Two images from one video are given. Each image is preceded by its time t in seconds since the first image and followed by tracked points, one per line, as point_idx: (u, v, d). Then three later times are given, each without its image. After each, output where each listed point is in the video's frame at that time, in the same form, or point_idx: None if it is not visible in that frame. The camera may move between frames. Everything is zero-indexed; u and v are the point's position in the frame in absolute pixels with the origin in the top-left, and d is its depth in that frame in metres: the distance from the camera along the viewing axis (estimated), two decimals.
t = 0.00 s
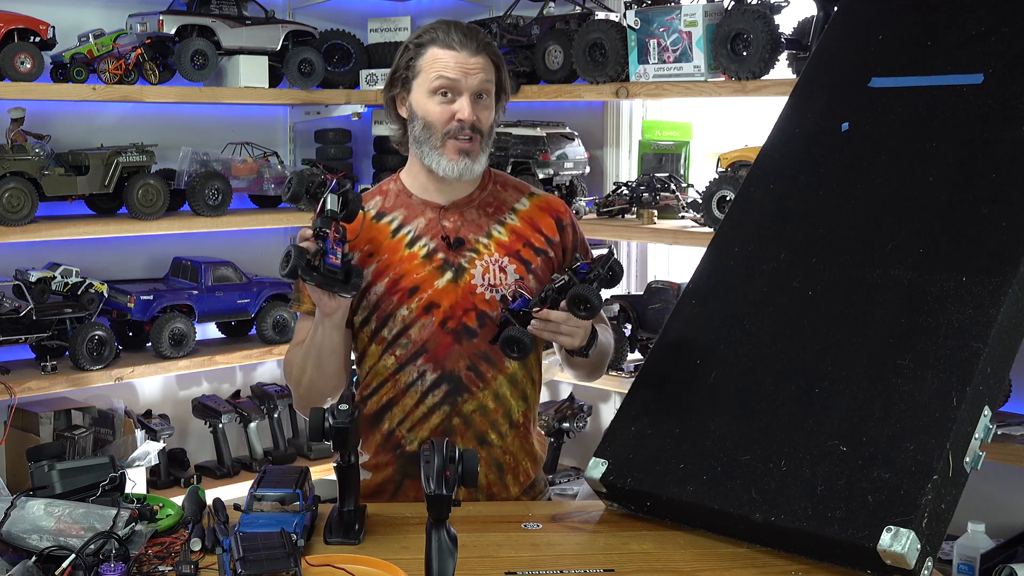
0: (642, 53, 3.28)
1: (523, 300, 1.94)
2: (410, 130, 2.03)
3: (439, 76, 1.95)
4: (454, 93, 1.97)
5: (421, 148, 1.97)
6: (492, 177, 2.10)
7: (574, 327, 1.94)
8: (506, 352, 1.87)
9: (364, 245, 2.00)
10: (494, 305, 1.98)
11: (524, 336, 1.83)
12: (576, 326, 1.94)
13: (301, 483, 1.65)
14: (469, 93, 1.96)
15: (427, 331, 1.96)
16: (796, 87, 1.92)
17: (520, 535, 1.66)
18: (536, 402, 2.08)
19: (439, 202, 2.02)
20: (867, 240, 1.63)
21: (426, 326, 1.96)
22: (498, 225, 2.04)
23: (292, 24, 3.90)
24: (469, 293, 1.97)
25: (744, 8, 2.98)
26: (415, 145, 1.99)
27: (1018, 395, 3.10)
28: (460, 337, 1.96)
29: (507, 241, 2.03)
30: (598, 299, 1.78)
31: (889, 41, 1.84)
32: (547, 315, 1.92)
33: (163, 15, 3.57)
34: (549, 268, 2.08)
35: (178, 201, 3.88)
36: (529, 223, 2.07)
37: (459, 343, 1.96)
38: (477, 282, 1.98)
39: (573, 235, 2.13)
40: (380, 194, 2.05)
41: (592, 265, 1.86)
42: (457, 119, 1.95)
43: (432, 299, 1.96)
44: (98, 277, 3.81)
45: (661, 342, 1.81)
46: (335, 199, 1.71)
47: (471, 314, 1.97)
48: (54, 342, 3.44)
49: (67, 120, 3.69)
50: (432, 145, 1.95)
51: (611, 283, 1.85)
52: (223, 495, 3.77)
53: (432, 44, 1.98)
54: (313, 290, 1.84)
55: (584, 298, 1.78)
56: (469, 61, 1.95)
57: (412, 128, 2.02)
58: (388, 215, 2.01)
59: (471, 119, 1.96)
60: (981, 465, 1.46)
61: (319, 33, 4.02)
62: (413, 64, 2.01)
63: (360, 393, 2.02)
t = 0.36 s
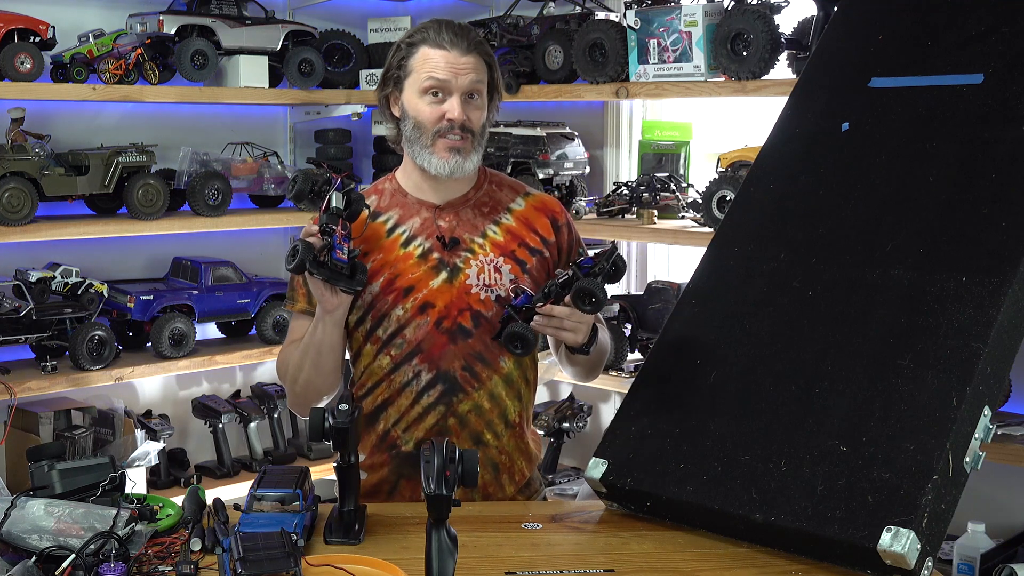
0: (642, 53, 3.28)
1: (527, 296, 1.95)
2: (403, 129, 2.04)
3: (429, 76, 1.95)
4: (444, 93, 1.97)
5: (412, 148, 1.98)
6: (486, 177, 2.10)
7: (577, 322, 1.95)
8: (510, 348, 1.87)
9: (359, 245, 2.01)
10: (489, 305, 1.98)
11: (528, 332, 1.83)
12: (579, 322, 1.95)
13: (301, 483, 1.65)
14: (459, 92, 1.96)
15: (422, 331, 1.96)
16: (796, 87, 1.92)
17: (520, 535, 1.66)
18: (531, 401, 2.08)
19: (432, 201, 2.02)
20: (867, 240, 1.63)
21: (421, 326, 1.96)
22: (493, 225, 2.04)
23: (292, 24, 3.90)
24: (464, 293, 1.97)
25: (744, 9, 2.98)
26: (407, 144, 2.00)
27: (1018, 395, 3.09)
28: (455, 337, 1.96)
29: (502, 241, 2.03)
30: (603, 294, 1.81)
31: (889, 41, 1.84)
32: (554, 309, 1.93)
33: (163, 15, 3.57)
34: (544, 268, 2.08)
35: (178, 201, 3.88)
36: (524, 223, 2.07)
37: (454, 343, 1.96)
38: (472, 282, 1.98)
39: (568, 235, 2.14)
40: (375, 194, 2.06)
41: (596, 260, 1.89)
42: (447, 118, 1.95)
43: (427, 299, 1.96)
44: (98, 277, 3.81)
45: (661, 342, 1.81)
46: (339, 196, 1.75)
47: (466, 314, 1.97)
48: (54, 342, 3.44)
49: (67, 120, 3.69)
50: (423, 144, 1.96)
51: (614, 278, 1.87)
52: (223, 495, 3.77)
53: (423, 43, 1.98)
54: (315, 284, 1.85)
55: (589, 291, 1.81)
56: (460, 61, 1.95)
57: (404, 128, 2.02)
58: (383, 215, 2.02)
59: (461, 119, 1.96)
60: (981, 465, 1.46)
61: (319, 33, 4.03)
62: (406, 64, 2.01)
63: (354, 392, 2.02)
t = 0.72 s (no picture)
0: (642, 53, 3.28)
1: (527, 294, 1.94)
2: (402, 129, 2.04)
3: (429, 76, 1.95)
4: (444, 92, 1.97)
5: (412, 148, 1.98)
6: (486, 177, 2.10)
7: (577, 322, 1.95)
8: (511, 345, 1.88)
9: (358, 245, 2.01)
10: (487, 305, 1.98)
11: (529, 329, 1.84)
12: (580, 321, 1.95)
13: (301, 483, 1.65)
14: (459, 92, 1.96)
15: (420, 330, 1.96)
16: (796, 87, 1.92)
17: (520, 535, 1.66)
18: (530, 401, 2.07)
19: (431, 201, 2.02)
20: (867, 240, 1.63)
21: (419, 326, 1.96)
22: (492, 225, 2.04)
23: (292, 24, 3.90)
24: (463, 292, 1.97)
25: (744, 8, 2.98)
26: (406, 144, 2.00)
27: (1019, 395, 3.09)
28: (453, 336, 1.96)
29: (501, 241, 2.03)
30: (605, 293, 1.81)
31: (889, 41, 1.84)
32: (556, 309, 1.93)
33: (163, 15, 3.57)
34: (543, 268, 2.08)
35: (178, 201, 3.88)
36: (523, 223, 2.07)
37: (452, 343, 1.96)
38: (471, 282, 1.98)
39: (567, 235, 2.14)
40: (375, 194, 2.06)
41: (601, 259, 1.89)
42: (447, 118, 1.95)
43: (426, 299, 1.96)
44: (98, 277, 3.81)
45: (661, 343, 1.81)
46: (342, 196, 1.74)
47: (465, 314, 1.97)
48: (54, 342, 3.44)
49: (67, 119, 3.69)
50: (422, 145, 1.96)
51: (618, 279, 1.88)
52: (223, 495, 3.77)
53: (422, 43, 1.99)
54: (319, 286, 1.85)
55: (593, 291, 1.82)
56: (459, 60, 1.95)
57: (404, 127, 2.02)
58: (382, 215, 2.02)
59: (461, 119, 1.96)
60: (981, 465, 1.46)
61: (319, 33, 4.03)
62: (405, 63, 2.01)
63: (354, 391, 2.01)
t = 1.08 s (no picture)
0: (642, 53, 3.28)
1: (522, 291, 1.94)
2: (397, 129, 2.04)
3: (423, 74, 1.96)
4: (438, 90, 1.97)
5: (407, 146, 1.97)
6: (482, 176, 2.10)
7: (571, 321, 1.94)
8: (504, 343, 1.90)
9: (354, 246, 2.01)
10: (484, 304, 1.98)
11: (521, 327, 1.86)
12: (574, 321, 1.94)
13: (301, 483, 1.65)
14: (453, 89, 1.96)
15: (417, 331, 1.96)
16: (796, 87, 1.92)
17: (520, 535, 1.66)
18: (529, 400, 2.07)
19: (427, 201, 2.02)
20: (867, 240, 1.63)
21: (417, 326, 1.96)
22: (489, 224, 2.04)
23: (293, 24, 3.90)
24: (459, 292, 1.97)
25: (743, 8, 2.99)
26: (401, 143, 2.00)
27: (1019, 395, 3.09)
28: (450, 336, 1.96)
29: (498, 240, 2.03)
30: (599, 290, 1.80)
31: (889, 41, 1.84)
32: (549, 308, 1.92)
33: (163, 15, 3.57)
34: (540, 266, 2.08)
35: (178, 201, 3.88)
36: (519, 222, 2.06)
37: (449, 342, 1.96)
38: (467, 282, 1.98)
39: (565, 232, 2.14)
40: (372, 195, 2.06)
41: (595, 258, 1.87)
42: (442, 115, 1.95)
43: (423, 299, 1.96)
44: (98, 277, 3.81)
45: (661, 343, 1.81)
46: (343, 204, 1.75)
47: (461, 314, 1.97)
48: (54, 342, 3.44)
49: (67, 119, 3.69)
50: (417, 142, 1.96)
51: (612, 276, 1.86)
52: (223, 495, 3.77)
53: (416, 42, 1.99)
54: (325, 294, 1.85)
55: (585, 289, 1.80)
56: (453, 57, 1.95)
57: (398, 127, 2.02)
58: (379, 215, 2.02)
59: (455, 116, 1.96)
60: (981, 465, 1.46)
61: (319, 33, 4.03)
62: (399, 63, 2.02)
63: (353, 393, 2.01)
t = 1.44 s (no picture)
0: (642, 53, 3.28)
1: (513, 291, 1.93)
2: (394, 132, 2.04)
3: (417, 81, 1.95)
4: (432, 96, 1.96)
5: (402, 152, 1.98)
6: (480, 176, 2.09)
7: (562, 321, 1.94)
8: (494, 344, 1.88)
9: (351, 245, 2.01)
10: (481, 304, 1.98)
11: (512, 329, 1.85)
12: (564, 321, 1.95)
13: (301, 483, 1.65)
14: (447, 96, 1.95)
15: (414, 331, 1.96)
16: (796, 87, 1.92)
17: (520, 535, 1.66)
18: (526, 401, 2.07)
19: (425, 202, 2.02)
20: (867, 240, 1.63)
21: (413, 326, 1.96)
22: (486, 224, 2.04)
23: (293, 24, 3.90)
24: (456, 292, 1.97)
25: (744, 9, 2.99)
26: (397, 147, 2.00)
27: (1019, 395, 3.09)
28: (447, 336, 1.96)
29: (495, 240, 2.03)
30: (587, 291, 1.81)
31: (889, 41, 1.84)
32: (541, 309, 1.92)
33: (163, 15, 3.57)
34: (537, 266, 2.08)
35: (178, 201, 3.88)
36: (516, 222, 2.06)
37: (446, 343, 1.96)
38: (464, 282, 1.98)
39: (562, 233, 2.14)
40: (369, 195, 2.06)
41: (585, 260, 1.89)
42: (436, 123, 1.94)
43: (419, 299, 1.96)
44: (98, 277, 3.81)
45: (661, 343, 1.81)
46: (349, 211, 1.72)
47: (458, 314, 1.97)
48: (54, 342, 3.44)
49: (67, 119, 3.69)
50: (412, 150, 1.96)
51: (603, 279, 1.86)
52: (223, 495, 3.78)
53: (412, 46, 1.97)
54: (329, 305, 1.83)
55: (574, 292, 1.81)
56: (448, 64, 1.94)
57: (395, 130, 2.02)
58: (376, 215, 2.02)
59: (450, 123, 1.95)
60: (981, 465, 1.46)
61: (319, 33, 4.03)
62: (396, 66, 2.01)
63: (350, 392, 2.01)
